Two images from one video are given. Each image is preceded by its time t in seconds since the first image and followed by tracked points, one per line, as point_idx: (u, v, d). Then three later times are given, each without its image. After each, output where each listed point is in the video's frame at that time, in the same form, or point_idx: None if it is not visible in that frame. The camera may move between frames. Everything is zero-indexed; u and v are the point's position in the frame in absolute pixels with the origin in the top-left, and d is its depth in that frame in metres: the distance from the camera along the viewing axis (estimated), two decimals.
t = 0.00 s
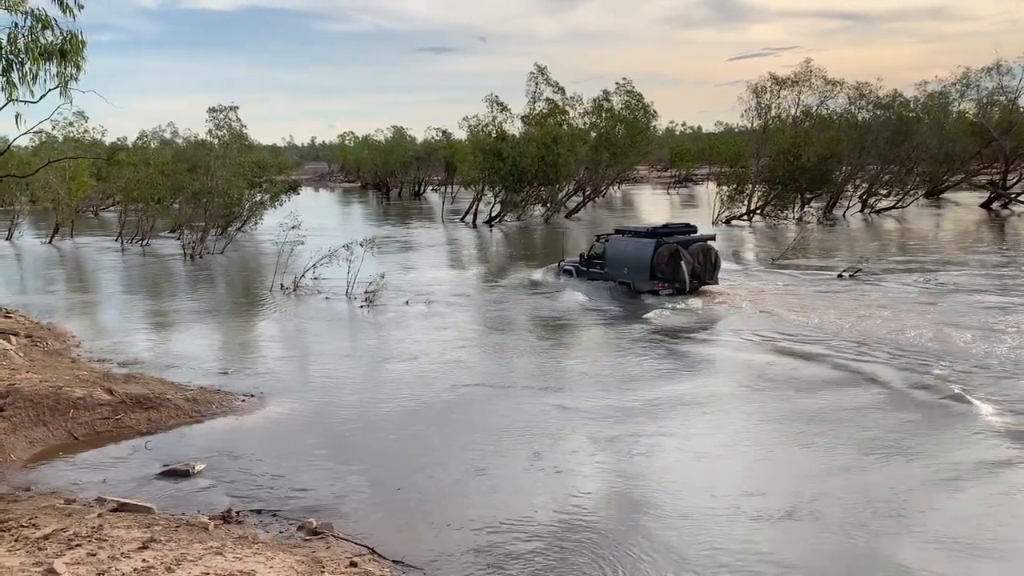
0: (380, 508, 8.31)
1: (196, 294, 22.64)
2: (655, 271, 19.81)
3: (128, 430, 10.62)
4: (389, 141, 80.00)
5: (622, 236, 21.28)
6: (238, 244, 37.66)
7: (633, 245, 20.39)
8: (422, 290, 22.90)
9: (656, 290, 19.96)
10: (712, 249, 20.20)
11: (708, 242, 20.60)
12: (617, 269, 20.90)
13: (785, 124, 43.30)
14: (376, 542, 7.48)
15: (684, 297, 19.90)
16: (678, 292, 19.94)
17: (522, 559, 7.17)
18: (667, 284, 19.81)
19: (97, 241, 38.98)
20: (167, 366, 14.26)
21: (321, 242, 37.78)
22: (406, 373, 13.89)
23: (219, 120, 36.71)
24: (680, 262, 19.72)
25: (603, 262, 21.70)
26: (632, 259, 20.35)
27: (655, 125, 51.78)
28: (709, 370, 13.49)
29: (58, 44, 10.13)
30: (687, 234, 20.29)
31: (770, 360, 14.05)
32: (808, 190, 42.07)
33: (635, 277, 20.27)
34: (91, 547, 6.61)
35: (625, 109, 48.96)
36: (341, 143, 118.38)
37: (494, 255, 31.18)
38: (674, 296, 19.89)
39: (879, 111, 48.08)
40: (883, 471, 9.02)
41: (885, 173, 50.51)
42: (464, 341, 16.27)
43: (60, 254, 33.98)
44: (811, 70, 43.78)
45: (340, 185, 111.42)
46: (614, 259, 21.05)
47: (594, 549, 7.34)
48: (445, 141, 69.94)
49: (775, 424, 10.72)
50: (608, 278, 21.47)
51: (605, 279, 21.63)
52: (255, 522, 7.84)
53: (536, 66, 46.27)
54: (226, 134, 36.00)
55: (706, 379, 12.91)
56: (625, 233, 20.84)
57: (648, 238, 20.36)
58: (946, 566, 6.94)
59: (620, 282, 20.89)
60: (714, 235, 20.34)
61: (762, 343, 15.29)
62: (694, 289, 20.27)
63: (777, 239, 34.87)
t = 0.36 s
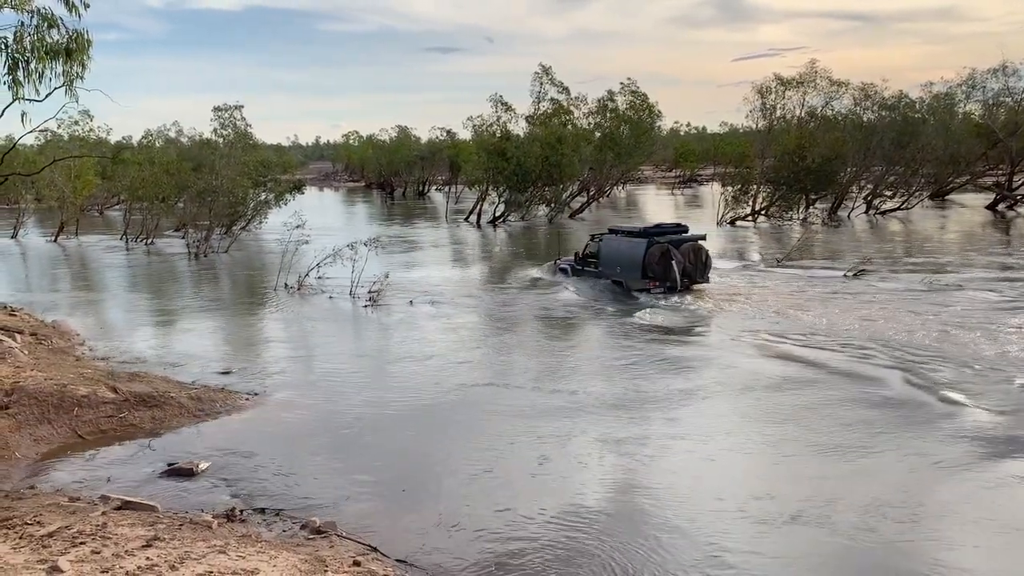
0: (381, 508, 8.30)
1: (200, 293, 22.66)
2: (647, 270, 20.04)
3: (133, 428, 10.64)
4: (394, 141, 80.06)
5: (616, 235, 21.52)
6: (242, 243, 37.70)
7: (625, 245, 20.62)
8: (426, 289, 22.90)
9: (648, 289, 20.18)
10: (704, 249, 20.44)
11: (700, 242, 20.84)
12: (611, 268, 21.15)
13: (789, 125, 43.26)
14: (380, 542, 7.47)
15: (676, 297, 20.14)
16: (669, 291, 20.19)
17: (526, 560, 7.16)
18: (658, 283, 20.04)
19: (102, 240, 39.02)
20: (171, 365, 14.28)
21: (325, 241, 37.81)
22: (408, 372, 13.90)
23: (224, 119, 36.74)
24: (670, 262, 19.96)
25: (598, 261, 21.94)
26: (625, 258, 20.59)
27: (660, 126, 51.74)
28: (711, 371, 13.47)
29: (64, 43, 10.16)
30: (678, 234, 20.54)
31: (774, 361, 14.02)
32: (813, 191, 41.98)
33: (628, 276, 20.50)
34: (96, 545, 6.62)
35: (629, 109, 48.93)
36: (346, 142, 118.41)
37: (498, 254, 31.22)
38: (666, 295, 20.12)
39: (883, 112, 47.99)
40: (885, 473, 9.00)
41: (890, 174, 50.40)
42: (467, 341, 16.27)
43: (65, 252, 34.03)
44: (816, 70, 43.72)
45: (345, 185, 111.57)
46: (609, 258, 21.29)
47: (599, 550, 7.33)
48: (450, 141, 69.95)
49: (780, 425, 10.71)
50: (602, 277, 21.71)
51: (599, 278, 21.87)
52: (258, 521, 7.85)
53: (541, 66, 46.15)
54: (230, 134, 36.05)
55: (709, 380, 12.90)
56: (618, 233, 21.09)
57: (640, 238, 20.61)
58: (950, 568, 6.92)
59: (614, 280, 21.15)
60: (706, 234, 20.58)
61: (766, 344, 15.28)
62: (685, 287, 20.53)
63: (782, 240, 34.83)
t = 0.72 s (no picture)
0: (386, 506, 8.32)
1: (206, 291, 22.70)
2: (641, 268, 20.42)
3: (140, 426, 10.68)
4: (400, 140, 80.09)
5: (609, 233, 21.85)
6: (249, 242, 37.75)
7: (618, 243, 20.95)
8: (432, 288, 22.91)
9: (642, 286, 20.59)
10: (697, 247, 20.86)
11: (692, 239, 21.28)
12: (605, 265, 21.50)
13: (796, 124, 43.19)
14: (385, 541, 7.47)
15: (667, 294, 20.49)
16: (663, 288, 20.64)
17: (530, 560, 7.16)
18: (652, 280, 20.46)
19: (110, 238, 39.11)
20: (178, 362, 14.31)
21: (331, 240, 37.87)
22: (414, 371, 13.92)
23: (231, 117, 36.77)
24: (664, 259, 20.39)
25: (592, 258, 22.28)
26: (619, 256, 20.93)
27: (666, 125, 51.67)
28: (717, 371, 13.44)
29: (72, 41, 10.18)
30: (672, 232, 20.92)
31: (780, 362, 14.00)
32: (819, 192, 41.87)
33: (622, 273, 20.86)
34: (102, 542, 6.64)
35: (636, 109, 48.87)
36: (353, 141, 118.40)
37: (503, 254, 31.22)
38: (660, 292, 20.57)
39: (891, 112, 47.83)
40: (891, 475, 8.99)
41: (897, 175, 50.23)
42: (473, 341, 16.27)
43: (72, 249, 34.11)
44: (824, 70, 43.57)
45: (351, 184, 111.59)
46: (603, 255, 21.61)
47: (603, 550, 7.32)
48: (456, 140, 69.92)
49: (787, 426, 10.70)
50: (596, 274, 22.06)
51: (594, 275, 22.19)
52: (264, 519, 7.87)
53: (547, 66, 46.14)
54: (237, 132, 36.08)
55: (715, 380, 12.89)
56: (612, 231, 21.41)
57: (633, 236, 20.95)
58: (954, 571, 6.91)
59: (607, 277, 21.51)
60: (699, 232, 20.97)
61: (773, 345, 15.24)
62: (679, 284, 20.97)
63: (788, 241, 34.79)
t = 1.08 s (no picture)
0: (393, 505, 8.34)
1: (215, 290, 22.73)
2: (639, 264, 20.36)
3: (148, 424, 10.70)
4: (409, 140, 80.15)
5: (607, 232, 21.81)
6: (257, 240, 37.82)
7: (616, 240, 20.90)
8: (440, 288, 22.92)
9: (640, 283, 20.52)
10: (694, 244, 20.89)
11: (690, 238, 21.29)
12: (603, 263, 21.44)
13: (805, 124, 43.09)
14: (393, 540, 7.49)
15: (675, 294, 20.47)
16: (660, 285, 20.63)
17: (538, 560, 7.17)
18: (650, 276, 20.39)
19: (119, 236, 39.21)
20: (187, 361, 14.35)
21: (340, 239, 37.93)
22: (422, 370, 13.93)
23: (240, 116, 36.85)
24: (662, 256, 20.34)
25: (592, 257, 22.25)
26: (617, 253, 20.86)
27: (675, 125, 51.57)
28: (726, 372, 13.42)
29: (83, 40, 10.22)
30: (670, 230, 20.91)
31: (789, 363, 13.97)
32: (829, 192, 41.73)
33: (620, 270, 20.79)
34: (111, 539, 6.67)
35: (645, 109, 48.82)
36: (360, 140, 118.31)
37: (512, 253, 31.20)
38: (660, 289, 20.56)
39: (901, 112, 47.67)
40: (899, 477, 8.97)
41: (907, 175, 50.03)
42: (481, 340, 16.27)
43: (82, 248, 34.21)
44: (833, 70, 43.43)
45: (359, 184, 111.71)
46: (601, 253, 21.55)
47: (610, 551, 7.33)
48: (464, 140, 69.91)
49: (795, 428, 10.67)
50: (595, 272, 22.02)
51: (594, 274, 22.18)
52: (272, 517, 7.89)
53: (556, 65, 46.10)
54: (246, 131, 36.17)
55: (723, 381, 12.87)
56: (611, 229, 21.37)
57: (631, 233, 20.90)
58: None
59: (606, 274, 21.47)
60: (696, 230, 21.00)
61: (782, 346, 15.19)
62: (676, 282, 21.03)
63: (797, 240, 34.79)
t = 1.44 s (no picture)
0: (398, 505, 8.35)
1: (222, 289, 22.77)
2: (636, 263, 20.40)
3: (156, 423, 10.73)
4: (415, 140, 80.21)
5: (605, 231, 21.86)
6: (264, 240, 37.90)
7: (614, 239, 20.96)
8: (446, 287, 22.94)
9: (637, 281, 20.54)
10: (691, 243, 20.91)
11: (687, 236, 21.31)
12: (601, 262, 21.49)
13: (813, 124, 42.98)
14: (399, 539, 7.51)
15: (681, 294, 20.46)
16: (657, 283, 20.64)
17: (544, 560, 7.17)
18: (647, 275, 20.40)
19: (127, 236, 39.32)
20: (194, 360, 14.38)
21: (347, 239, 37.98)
22: (428, 370, 13.93)
23: (247, 116, 36.93)
24: (659, 255, 20.37)
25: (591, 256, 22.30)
26: (615, 252, 20.93)
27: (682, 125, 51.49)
28: (733, 373, 13.38)
29: (91, 40, 10.25)
30: (667, 229, 20.95)
31: (797, 363, 13.94)
32: (836, 192, 41.59)
33: (618, 269, 20.84)
34: (118, 537, 6.69)
35: (652, 108, 48.80)
36: (367, 141, 118.53)
37: (518, 253, 31.17)
38: (659, 288, 20.57)
39: (909, 112, 47.64)
40: (905, 478, 8.95)
41: (915, 175, 49.88)
42: (487, 340, 16.27)
43: (90, 247, 34.27)
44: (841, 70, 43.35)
45: (365, 184, 111.84)
46: (599, 252, 21.61)
47: (616, 551, 7.32)
48: (471, 140, 69.91)
49: (799, 428, 10.66)
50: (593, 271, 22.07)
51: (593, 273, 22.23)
52: (279, 516, 7.90)
53: (563, 65, 46.08)
54: (254, 131, 36.27)
55: (730, 382, 12.82)
56: (608, 228, 21.44)
57: (628, 231, 20.94)
58: None
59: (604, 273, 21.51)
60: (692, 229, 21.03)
61: (789, 347, 15.16)
62: (672, 280, 21.04)
63: (803, 240, 34.67)
